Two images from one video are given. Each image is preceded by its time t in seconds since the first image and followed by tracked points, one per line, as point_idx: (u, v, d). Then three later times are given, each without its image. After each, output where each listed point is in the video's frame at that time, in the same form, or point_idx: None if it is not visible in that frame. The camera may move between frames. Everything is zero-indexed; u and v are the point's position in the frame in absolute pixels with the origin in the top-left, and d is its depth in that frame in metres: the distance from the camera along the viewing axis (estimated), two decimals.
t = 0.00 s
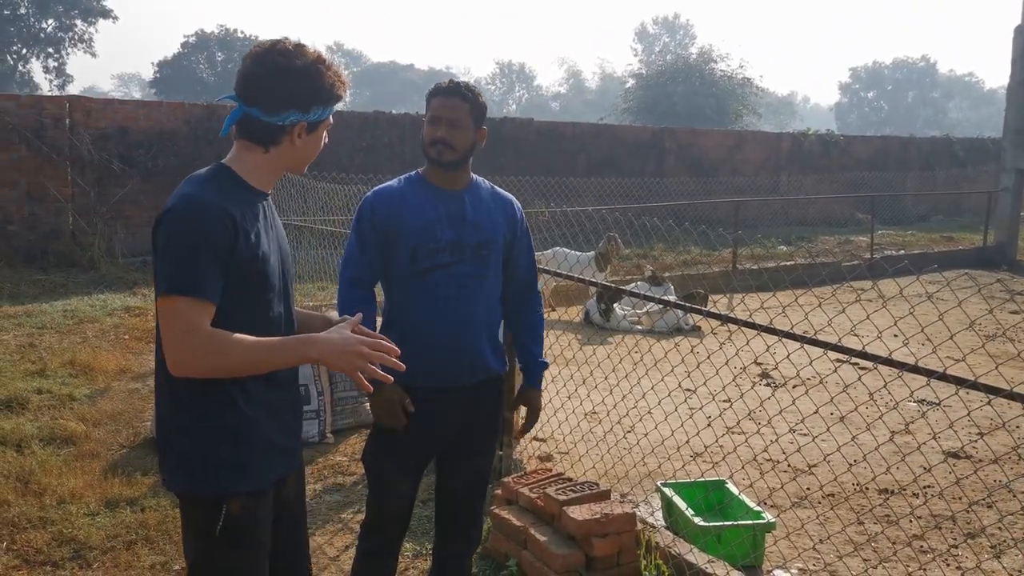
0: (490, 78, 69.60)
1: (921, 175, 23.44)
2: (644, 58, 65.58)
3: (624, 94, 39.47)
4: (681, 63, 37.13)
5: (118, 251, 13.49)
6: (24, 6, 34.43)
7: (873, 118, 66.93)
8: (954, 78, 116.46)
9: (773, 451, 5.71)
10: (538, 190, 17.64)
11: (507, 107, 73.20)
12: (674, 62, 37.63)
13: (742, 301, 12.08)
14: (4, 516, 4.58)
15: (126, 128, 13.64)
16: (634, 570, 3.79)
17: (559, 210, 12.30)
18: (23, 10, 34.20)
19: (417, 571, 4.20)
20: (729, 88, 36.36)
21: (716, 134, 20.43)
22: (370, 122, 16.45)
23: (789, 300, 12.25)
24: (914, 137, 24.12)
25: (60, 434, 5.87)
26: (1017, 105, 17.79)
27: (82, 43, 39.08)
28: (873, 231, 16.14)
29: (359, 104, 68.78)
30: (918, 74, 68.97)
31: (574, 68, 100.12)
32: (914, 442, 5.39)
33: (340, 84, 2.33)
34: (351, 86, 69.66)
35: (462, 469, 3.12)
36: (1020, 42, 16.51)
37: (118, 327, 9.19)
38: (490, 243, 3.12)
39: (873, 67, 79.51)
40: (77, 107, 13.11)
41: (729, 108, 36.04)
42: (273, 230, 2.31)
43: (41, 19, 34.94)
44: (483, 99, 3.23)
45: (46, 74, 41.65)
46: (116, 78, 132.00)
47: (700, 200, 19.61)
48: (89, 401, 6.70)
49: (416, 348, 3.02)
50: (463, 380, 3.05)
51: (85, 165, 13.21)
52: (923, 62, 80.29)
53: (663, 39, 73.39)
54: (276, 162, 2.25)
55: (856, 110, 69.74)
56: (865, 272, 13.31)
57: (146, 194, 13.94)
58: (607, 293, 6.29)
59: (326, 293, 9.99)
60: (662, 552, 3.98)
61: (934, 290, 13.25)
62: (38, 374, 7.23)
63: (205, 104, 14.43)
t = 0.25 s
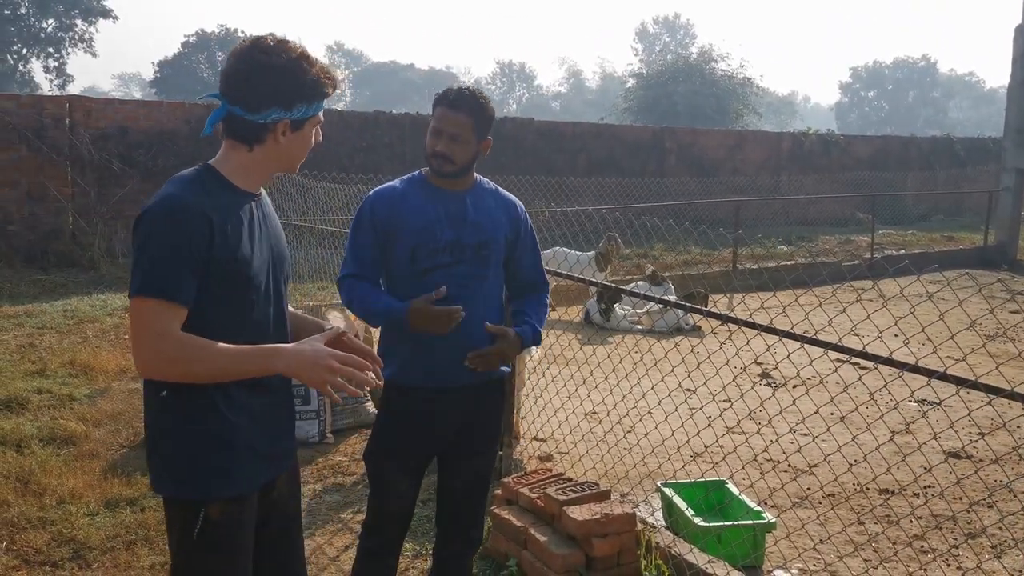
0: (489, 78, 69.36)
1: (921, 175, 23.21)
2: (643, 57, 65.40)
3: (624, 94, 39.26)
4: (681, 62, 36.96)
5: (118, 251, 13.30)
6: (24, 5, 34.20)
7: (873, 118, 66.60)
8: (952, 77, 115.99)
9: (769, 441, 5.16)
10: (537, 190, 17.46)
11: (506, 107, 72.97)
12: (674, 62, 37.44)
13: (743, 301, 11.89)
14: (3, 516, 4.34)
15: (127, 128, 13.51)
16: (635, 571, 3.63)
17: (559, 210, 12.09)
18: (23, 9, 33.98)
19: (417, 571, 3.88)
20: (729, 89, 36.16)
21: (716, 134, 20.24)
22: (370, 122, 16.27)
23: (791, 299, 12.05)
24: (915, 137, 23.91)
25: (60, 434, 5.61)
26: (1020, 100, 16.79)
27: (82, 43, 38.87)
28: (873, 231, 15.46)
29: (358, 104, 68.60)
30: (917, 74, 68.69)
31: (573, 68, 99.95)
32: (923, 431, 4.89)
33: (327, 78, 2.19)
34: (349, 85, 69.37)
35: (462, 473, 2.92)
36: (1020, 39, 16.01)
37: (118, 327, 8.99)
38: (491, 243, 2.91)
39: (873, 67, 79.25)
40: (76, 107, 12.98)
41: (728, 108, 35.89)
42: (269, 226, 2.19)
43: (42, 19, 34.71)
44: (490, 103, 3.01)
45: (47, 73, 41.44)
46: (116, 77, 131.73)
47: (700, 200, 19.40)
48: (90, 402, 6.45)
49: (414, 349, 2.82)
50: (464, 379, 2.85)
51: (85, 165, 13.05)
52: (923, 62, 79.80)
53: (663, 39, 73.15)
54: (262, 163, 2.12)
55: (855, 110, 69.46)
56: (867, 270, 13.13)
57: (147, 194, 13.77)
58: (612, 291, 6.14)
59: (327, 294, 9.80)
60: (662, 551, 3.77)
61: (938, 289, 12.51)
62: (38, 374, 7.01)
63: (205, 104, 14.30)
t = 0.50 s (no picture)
0: (489, 77, 69.29)
1: (921, 175, 23.14)
2: (644, 57, 65.36)
3: (625, 94, 39.21)
4: (681, 62, 36.94)
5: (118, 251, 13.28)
6: (25, 5, 34.16)
7: (873, 118, 66.52)
8: (952, 77, 115.87)
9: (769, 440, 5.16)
10: (538, 190, 17.43)
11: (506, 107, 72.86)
12: (674, 62, 37.39)
13: (744, 301, 11.84)
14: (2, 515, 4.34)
15: (127, 127, 13.50)
16: (635, 570, 3.63)
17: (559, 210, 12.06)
18: (24, 9, 33.92)
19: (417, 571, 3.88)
20: (729, 89, 36.11)
21: (717, 134, 20.21)
22: (370, 122, 16.25)
23: (792, 299, 12.00)
24: (915, 137, 23.84)
25: (59, 434, 5.61)
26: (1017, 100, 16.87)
27: (83, 44, 38.82)
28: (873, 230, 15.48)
29: (358, 104, 68.58)
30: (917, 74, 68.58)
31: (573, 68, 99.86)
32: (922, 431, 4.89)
33: (303, 66, 2.14)
34: (350, 84, 69.35)
35: (460, 475, 2.91)
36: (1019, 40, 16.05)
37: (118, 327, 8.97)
38: (494, 244, 2.90)
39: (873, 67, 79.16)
40: (76, 107, 12.98)
41: (728, 108, 35.87)
42: (266, 225, 2.19)
43: (42, 19, 34.68)
44: (495, 101, 2.99)
45: (47, 74, 41.40)
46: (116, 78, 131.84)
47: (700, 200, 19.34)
48: (89, 401, 6.45)
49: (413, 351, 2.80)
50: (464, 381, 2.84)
51: (85, 165, 13.04)
52: (923, 61, 79.76)
53: (663, 39, 73.10)
54: (240, 157, 2.10)
55: (855, 110, 69.36)
56: (867, 270, 13.12)
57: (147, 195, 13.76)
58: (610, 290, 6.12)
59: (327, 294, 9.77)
60: (662, 551, 3.76)
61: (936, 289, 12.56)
62: (38, 374, 7.00)
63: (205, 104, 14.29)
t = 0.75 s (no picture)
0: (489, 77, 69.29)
1: (922, 175, 23.10)
2: (644, 56, 65.35)
3: (625, 94, 39.19)
4: (681, 62, 36.93)
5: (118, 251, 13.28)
6: (25, 5, 34.14)
7: (874, 118, 66.48)
8: (953, 77, 115.79)
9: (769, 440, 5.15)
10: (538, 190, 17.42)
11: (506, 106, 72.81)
12: (675, 62, 37.36)
13: (744, 300, 11.84)
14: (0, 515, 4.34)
15: (127, 127, 13.50)
16: (634, 570, 3.63)
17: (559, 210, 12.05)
18: (24, 9, 33.90)
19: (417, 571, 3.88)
20: (730, 89, 36.07)
21: (717, 133, 20.20)
22: (370, 122, 16.25)
23: (792, 299, 11.99)
24: (915, 136, 23.80)
25: (59, 433, 5.61)
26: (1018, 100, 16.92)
27: (83, 44, 38.79)
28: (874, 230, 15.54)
29: (358, 104, 68.61)
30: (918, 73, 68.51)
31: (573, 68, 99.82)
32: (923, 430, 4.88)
33: (286, 56, 2.11)
34: (350, 84, 69.35)
35: (461, 476, 2.90)
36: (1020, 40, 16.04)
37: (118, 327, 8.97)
38: (500, 243, 2.88)
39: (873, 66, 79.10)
40: (76, 107, 12.97)
41: (728, 108, 35.84)
42: (266, 221, 2.18)
43: (42, 19, 34.64)
44: (500, 97, 2.97)
45: (47, 73, 41.37)
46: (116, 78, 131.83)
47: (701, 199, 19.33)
48: (89, 401, 6.45)
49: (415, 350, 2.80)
50: (465, 380, 2.84)
51: (85, 165, 13.03)
52: (924, 61, 79.65)
53: (663, 39, 73.07)
54: (230, 153, 2.09)
55: (856, 109, 69.30)
56: (867, 269, 13.11)
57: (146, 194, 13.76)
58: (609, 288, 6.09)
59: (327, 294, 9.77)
60: (662, 551, 3.76)
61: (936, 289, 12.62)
62: (38, 374, 7.00)
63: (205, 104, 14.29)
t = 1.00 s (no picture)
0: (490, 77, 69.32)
1: (922, 175, 23.09)
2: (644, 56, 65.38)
3: (625, 94, 39.20)
4: (681, 62, 36.94)
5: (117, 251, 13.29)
6: (25, 5, 34.16)
7: (874, 118, 66.46)
8: (953, 76, 115.80)
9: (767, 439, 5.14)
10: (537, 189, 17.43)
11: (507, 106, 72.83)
12: (675, 61, 37.37)
13: (744, 299, 11.84)
14: None
15: (127, 127, 13.51)
16: (633, 569, 3.63)
17: (559, 209, 12.05)
18: (25, 9, 33.94)
19: (415, 570, 3.88)
20: (730, 88, 36.08)
21: (717, 132, 20.20)
22: (370, 122, 16.25)
23: (792, 298, 11.99)
24: (915, 135, 23.80)
25: (58, 433, 5.61)
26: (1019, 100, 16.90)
27: (83, 44, 38.80)
28: (874, 229, 15.55)
29: (359, 104, 68.63)
30: (919, 73, 68.46)
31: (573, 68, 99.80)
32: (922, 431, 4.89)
33: (302, 62, 2.13)
34: (350, 84, 69.39)
35: (465, 477, 2.89)
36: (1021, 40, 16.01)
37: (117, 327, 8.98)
38: (505, 243, 2.86)
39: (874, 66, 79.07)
40: (76, 107, 12.98)
41: (728, 108, 35.84)
42: (268, 220, 2.18)
43: (43, 19, 34.68)
44: (506, 97, 2.97)
45: (48, 73, 41.42)
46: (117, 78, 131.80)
47: (701, 198, 19.33)
48: (88, 401, 6.45)
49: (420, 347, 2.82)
50: (466, 381, 2.83)
51: (85, 165, 13.04)
52: (925, 62, 79.62)
53: (664, 39, 73.04)
54: (237, 153, 2.09)
55: (856, 109, 69.29)
56: (866, 269, 13.12)
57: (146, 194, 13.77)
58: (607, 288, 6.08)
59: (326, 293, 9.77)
60: (660, 551, 3.75)
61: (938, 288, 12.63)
62: (37, 373, 7.01)
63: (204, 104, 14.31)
